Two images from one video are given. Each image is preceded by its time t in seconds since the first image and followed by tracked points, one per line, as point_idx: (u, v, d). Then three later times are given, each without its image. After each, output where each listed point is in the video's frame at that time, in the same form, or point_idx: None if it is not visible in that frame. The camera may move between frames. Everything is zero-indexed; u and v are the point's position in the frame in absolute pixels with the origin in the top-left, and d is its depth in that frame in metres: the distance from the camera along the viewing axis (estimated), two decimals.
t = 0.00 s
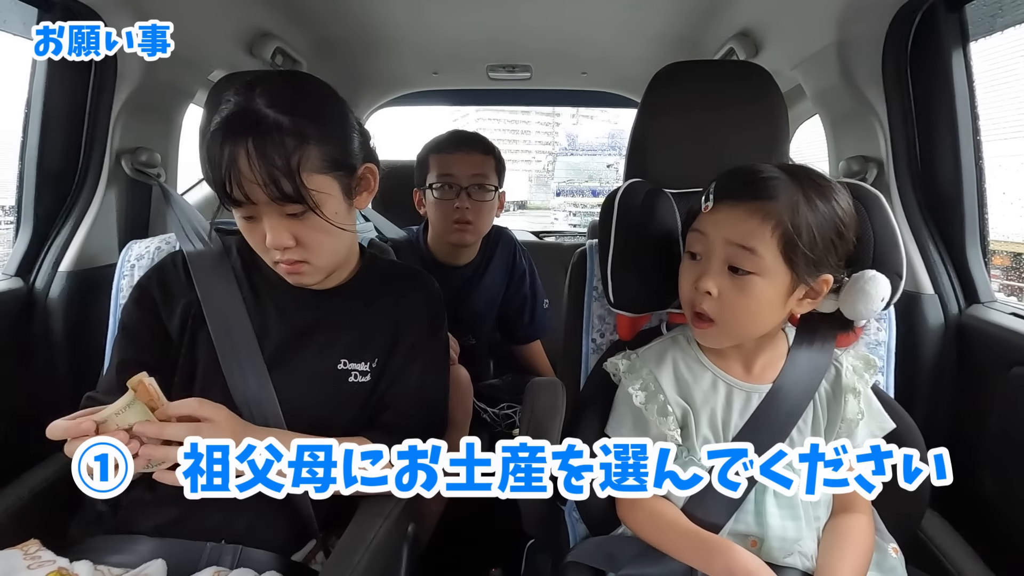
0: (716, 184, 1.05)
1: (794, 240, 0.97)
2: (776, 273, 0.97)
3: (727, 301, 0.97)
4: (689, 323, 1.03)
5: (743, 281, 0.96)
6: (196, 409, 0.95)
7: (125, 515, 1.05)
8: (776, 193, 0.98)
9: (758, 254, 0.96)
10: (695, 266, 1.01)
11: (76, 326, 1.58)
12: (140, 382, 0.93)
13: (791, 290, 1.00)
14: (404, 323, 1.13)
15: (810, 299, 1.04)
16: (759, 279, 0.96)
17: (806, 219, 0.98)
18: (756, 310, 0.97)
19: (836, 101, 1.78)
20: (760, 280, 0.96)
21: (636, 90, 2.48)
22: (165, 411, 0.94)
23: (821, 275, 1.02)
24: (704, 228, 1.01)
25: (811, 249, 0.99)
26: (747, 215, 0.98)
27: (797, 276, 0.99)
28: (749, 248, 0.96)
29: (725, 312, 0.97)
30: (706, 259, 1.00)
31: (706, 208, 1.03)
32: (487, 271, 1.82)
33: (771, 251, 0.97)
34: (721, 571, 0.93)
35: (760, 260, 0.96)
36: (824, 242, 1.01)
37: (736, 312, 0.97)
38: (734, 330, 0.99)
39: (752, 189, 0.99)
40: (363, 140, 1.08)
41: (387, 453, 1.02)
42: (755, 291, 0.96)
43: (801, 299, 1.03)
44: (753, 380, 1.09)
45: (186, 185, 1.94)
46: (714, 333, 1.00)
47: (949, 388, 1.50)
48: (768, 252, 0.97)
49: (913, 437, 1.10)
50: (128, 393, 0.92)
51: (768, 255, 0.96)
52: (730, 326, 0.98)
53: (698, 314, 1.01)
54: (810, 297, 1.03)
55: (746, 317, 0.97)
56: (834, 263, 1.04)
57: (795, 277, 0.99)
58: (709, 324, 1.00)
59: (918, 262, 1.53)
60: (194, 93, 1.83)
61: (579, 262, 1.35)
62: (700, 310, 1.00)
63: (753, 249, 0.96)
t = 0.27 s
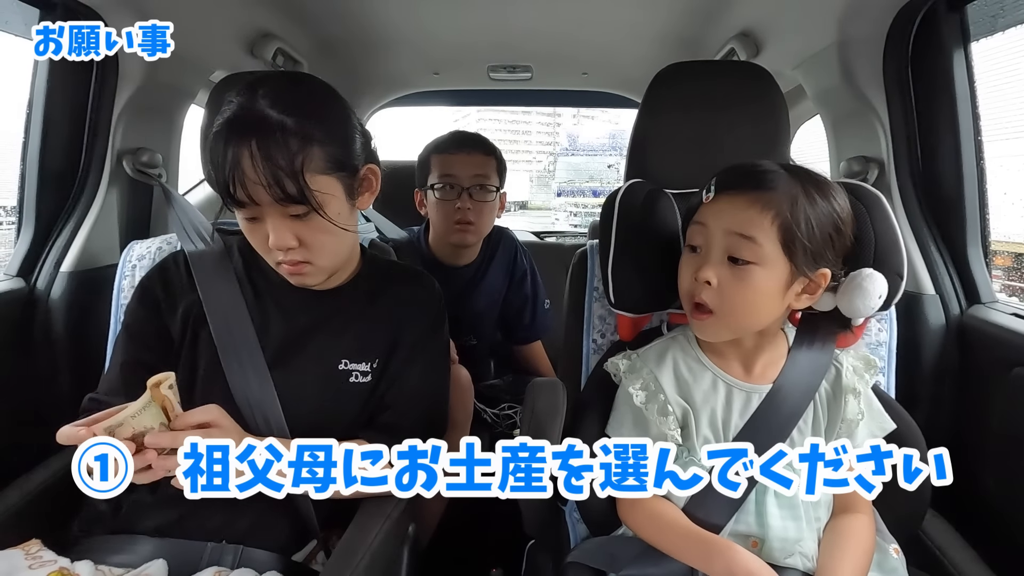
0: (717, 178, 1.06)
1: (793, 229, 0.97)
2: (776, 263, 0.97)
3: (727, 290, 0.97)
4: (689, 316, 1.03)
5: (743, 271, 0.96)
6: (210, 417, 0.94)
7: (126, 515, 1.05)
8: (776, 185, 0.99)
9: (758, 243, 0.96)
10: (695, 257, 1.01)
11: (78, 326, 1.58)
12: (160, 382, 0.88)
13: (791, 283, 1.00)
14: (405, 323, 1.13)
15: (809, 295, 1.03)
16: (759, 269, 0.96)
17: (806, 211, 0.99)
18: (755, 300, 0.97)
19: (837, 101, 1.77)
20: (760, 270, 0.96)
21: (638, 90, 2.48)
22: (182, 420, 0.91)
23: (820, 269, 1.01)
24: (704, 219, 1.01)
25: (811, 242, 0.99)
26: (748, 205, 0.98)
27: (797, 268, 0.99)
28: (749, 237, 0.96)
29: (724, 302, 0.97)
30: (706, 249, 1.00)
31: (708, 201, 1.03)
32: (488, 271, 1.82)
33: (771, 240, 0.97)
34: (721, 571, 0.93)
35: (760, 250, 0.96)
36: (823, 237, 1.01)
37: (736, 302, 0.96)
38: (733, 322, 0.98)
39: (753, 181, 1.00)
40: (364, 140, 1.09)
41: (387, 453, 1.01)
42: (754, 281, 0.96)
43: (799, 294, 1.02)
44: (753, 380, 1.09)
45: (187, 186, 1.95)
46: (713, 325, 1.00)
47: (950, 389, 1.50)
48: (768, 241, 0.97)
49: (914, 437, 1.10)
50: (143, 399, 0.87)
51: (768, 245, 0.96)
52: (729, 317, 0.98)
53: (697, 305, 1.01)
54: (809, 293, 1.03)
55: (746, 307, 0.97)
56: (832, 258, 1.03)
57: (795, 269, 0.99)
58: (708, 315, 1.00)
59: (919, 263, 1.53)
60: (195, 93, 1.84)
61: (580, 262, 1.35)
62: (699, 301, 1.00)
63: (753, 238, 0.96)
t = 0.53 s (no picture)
0: (720, 176, 1.06)
1: (796, 227, 0.97)
2: (779, 259, 0.97)
3: (732, 287, 0.96)
4: (693, 314, 1.03)
5: (747, 268, 0.96)
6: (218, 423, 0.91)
7: (127, 515, 1.05)
8: (778, 183, 0.99)
9: (762, 240, 0.96)
10: (699, 256, 1.01)
11: (79, 326, 1.58)
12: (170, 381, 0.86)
13: (795, 281, 0.99)
14: (406, 324, 1.13)
15: (812, 295, 1.03)
16: (763, 266, 0.96)
17: (809, 209, 0.99)
18: (760, 297, 0.96)
19: (838, 101, 1.77)
20: (764, 267, 0.96)
21: (638, 90, 2.48)
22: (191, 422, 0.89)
23: (823, 266, 1.01)
24: (708, 217, 1.02)
25: (813, 239, 0.99)
26: (751, 202, 0.98)
27: (800, 265, 0.99)
28: (752, 234, 0.97)
29: (728, 299, 0.97)
30: (710, 247, 1.00)
31: (712, 199, 1.03)
32: (489, 271, 1.82)
33: (775, 238, 0.97)
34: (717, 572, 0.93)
35: (764, 247, 0.96)
36: (827, 235, 1.01)
37: (741, 299, 0.96)
38: (738, 319, 0.98)
39: (755, 179, 1.00)
40: (365, 141, 1.09)
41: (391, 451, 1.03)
42: (759, 278, 0.96)
43: (803, 292, 1.02)
44: (753, 380, 1.09)
45: (187, 186, 1.95)
46: (717, 323, 1.00)
47: (951, 389, 1.50)
48: (772, 238, 0.97)
49: (915, 438, 1.12)
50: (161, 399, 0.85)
51: (772, 242, 0.97)
52: (734, 314, 0.98)
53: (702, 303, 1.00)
54: (812, 292, 1.02)
55: (751, 304, 0.97)
56: (835, 257, 1.03)
57: (798, 266, 0.99)
58: (713, 313, 0.99)
59: (919, 263, 1.53)
60: (195, 94, 1.84)
61: (581, 263, 1.35)
62: (704, 299, 1.00)
63: (757, 235, 0.97)
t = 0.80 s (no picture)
0: (703, 179, 1.06)
1: (785, 220, 0.97)
2: (774, 255, 0.97)
3: (729, 286, 0.96)
4: (691, 314, 1.02)
5: (742, 266, 0.96)
6: (228, 408, 0.91)
7: (128, 514, 1.05)
8: (760, 180, 0.99)
9: (753, 238, 0.96)
10: (693, 259, 1.01)
11: (79, 325, 1.58)
12: (191, 367, 0.90)
13: (790, 272, 1.00)
14: (406, 322, 1.13)
15: (809, 282, 1.03)
16: (758, 262, 0.96)
17: (796, 202, 0.99)
18: (758, 293, 0.96)
19: (839, 100, 1.77)
20: (759, 263, 0.96)
21: (639, 89, 2.48)
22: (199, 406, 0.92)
23: (816, 254, 1.01)
24: (696, 221, 1.01)
25: (805, 231, 0.99)
26: (737, 202, 0.98)
27: (794, 257, 0.99)
28: (743, 233, 0.96)
29: (728, 298, 0.97)
30: (702, 248, 1.00)
31: (697, 203, 1.03)
32: (490, 270, 1.82)
33: (766, 233, 0.97)
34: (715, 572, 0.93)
35: (756, 244, 0.96)
36: (815, 223, 1.01)
37: (738, 296, 0.96)
38: (737, 316, 0.98)
39: (736, 179, 1.00)
40: (365, 139, 1.08)
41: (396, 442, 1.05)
42: (754, 274, 0.96)
43: (799, 281, 1.02)
44: (753, 376, 1.09)
45: (188, 185, 1.95)
46: (718, 321, 0.99)
47: (952, 388, 1.50)
48: (764, 235, 0.97)
49: (917, 435, 1.11)
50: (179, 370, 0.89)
51: (764, 238, 0.96)
52: (733, 312, 0.97)
53: (700, 304, 1.00)
54: (809, 280, 1.03)
55: (749, 301, 0.96)
56: (826, 242, 1.03)
57: (792, 259, 0.99)
58: (712, 312, 0.99)
59: (921, 262, 1.52)
60: (196, 92, 1.84)
61: (582, 261, 1.35)
62: (701, 299, 0.99)
63: (747, 233, 0.96)
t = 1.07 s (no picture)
0: (705, 178, 1.06)
1: (788, 221, 0.97)
2: (775, 255, 0.97)
3: (730, 286, 0.96)
4: (692, 314, 1.02)
5: (743, 266, 0.96)
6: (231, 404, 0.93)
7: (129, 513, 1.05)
8: (764, 180, 0.99)
9: (755, 238, 0.96)
10: (695, 258, 1.01)
11: (80, 324, 1.58)
12: (191, 366, 0.93)
13: (792, 272, 1.00)
14: (407, 321, 1.13)
15: (810, 283, 1.03)
16: (760, 263, 0.96)
17: (799, 202, 0.99)
18: (760, 293, 0.96)
19: (840, 100, 1.77)
20: (761, 263, 0.96)
21: (639, 89, 2.47)
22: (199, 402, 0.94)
23: (818, 255, 1.01)
24: (698, 221, 1.01)
25: (807, 232, 0.99)
26: (740, 202, 0.98)
27: (796, 258, 0.98)
28: (745, 234, 0.96)
29: (730, 298, 0.97)
30: (705, 248, 1.00)
31: (699, 203, 1.03)
32: (490, 270, 1.82)
33: (768, 233, 0.97)
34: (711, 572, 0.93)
35: (759, 245, 0.96)
36: (818, 223, 1.01)
37: (739, 296, 0.96)
38: (739, 316, 0.98)
39: (741, 179, 1.00)
40: (365, 138, 1.08)
41: (399, 441, 1.05)
42: (756, 274, 0.96)
43: (801, 282, 1.02)
44: (754, 375, 1.09)
45: (188, 185, 1.95)
46: (719, 321, 0.99)
47: (952, 388, 1.50)
48: (766, 235, 0.96)
49: (916, 435, 1.11)
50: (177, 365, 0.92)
51: (766, 238, 0.96)
52: (734, 312, 0.97)
53: (701, 304, 1.00)
54: (810, 280, 1.03)
55: (751, 301, 0.96)
56: (828, 243, 1.03)
57: (794, 259, 0.99)
58: (713, 312, 0.99)
59: (921, 262, 1.52)
60: (196, 92, 1.84)
61: (582, 261, 1.35)
62: (703, 299, 0.99)
63: (749, 233, 0.96)
